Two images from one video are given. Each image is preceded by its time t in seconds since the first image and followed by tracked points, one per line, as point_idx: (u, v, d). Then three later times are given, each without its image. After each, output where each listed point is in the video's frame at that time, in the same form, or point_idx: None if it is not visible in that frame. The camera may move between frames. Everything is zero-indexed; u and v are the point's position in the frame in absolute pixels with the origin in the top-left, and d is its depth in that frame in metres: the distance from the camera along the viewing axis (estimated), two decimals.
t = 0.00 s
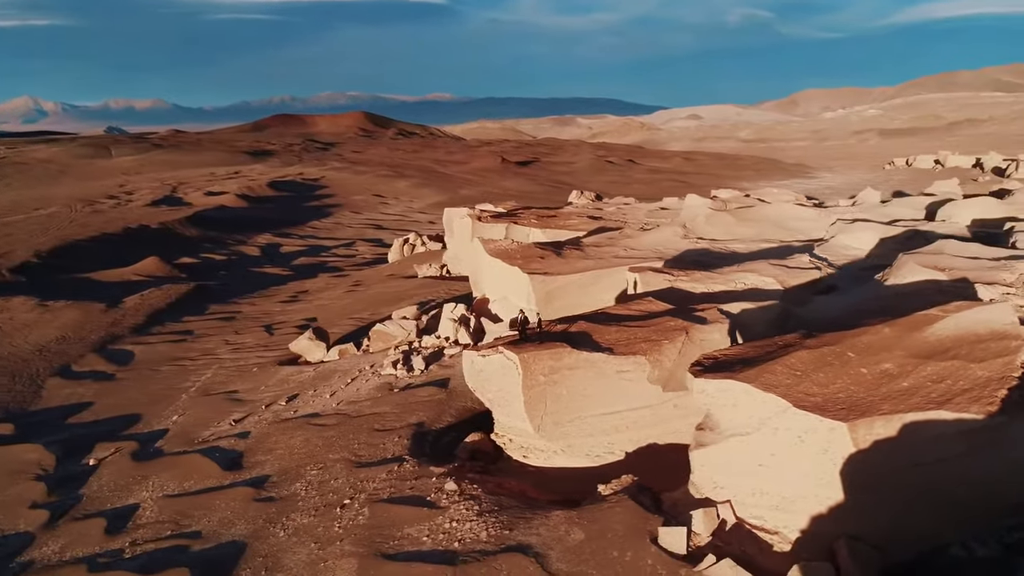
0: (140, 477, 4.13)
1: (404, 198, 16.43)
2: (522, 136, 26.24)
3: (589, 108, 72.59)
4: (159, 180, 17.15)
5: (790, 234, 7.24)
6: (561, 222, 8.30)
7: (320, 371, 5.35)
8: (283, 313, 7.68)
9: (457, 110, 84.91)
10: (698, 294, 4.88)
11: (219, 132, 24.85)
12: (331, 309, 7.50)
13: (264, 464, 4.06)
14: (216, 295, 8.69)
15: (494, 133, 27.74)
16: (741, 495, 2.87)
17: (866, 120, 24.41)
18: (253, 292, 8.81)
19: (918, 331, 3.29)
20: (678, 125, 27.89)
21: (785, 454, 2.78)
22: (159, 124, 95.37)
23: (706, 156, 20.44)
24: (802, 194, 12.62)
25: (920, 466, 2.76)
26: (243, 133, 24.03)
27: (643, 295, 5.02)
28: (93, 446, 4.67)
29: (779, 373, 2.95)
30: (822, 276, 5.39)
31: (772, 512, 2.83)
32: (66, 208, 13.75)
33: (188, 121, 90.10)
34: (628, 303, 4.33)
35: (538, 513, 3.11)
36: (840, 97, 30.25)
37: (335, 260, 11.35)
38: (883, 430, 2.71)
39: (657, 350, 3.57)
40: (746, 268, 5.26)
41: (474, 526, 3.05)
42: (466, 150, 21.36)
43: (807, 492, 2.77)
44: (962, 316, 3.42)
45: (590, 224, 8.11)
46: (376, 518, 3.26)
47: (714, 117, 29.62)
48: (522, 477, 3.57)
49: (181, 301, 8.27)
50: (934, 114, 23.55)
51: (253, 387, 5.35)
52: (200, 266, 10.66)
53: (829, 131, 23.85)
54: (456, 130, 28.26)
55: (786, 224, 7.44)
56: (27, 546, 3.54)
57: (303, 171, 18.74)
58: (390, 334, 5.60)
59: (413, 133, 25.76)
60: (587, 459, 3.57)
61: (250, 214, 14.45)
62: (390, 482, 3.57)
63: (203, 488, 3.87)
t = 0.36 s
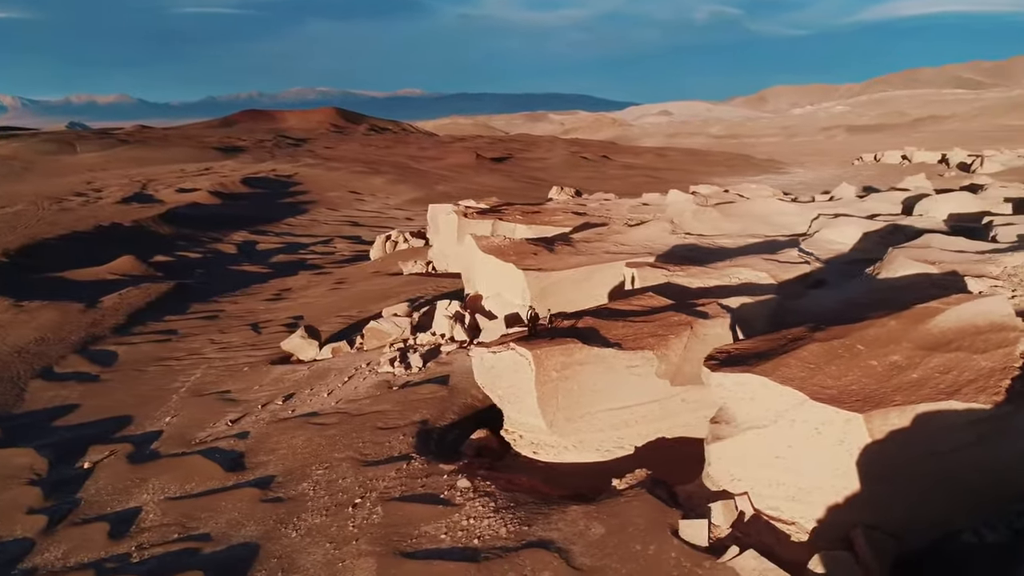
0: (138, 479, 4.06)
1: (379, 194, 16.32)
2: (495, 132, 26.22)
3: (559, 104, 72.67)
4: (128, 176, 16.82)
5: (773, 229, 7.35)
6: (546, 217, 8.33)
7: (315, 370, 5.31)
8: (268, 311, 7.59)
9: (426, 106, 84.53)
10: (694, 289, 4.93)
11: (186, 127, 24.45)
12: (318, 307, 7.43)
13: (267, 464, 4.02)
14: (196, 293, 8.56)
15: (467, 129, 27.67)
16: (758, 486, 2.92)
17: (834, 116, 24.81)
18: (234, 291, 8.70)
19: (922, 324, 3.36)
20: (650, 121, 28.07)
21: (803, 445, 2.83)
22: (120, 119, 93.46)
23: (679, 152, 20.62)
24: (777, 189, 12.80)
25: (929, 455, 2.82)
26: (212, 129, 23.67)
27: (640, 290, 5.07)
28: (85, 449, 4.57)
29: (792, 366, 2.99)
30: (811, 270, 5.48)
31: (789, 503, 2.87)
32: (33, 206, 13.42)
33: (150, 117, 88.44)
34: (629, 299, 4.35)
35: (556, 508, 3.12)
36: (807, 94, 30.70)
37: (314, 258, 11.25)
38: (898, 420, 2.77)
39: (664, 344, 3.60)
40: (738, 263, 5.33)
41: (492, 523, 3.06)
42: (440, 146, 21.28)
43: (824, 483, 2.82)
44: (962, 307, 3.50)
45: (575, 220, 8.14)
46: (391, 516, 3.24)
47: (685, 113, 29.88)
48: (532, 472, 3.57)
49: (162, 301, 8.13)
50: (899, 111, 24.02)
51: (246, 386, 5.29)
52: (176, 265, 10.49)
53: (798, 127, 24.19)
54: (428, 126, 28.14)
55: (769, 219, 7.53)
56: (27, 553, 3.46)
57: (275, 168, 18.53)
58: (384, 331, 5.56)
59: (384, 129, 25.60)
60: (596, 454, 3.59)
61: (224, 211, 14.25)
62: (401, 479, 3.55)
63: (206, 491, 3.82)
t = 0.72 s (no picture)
0: (140, 483, 4.00)
1: (356, 191, 16.20)
2: (468, 128, 26.15)
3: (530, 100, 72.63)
4: (97, 173, 16.48)
5: (759, 223, 7.44)
6: (533, 214, 8.33)
7: (311, 368, 5.26)
8: (253, 309, 7.50)
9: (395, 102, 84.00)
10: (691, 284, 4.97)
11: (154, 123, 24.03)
12: (305, 305, 7.36)
13: (272, 465, 3.98)
14: (178, 292, 8.42)
15: (440, 125, 27.56)
16: (775, 478, 2.97)
17: (804, 113, 25.16)
18: (216, 289, 8.58)
19: (926, 316, 3.42)
20: (622, 117, 28.21)
21: (820, 437, 2.89)
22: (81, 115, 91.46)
23: (653, 148, 20.75)
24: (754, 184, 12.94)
25: (938, 445, 2.87)
26: (181, 124, 23.29)
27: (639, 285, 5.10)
28: (80, 451, 4.48)
29: (807, 359, 3.04)
30: (803, 264, 5.56)
31: (806, 494, 2.93)
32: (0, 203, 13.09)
33: (111, 112, 86.83)
34: (632, 294, 4.37)
35: (574, 503, 3.13)
36: (777, 90, 31.09)
37: (294, 255, 11.13)
38: (911, 411, 2.83)
39: (673, 339, 3.63)
40: (733, 259, 5.38)
41: (512, 519, 3.06)
42: (415, 142, 21.18)
43: (840, 473, 2.88)
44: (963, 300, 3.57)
45: (562, 216, 8.16)
46: (407, 515, 3.23)
47: (657, 109, 30.09)
48: (544, 467, 3.59)
49: (143, 300, 7.99)
50: (867, 108, 24.44)
51: (241, 386, 5.22)
52: (154, 263, 10.31)
53: (768, 123, 24.50)
54: (401, 122, 27.98)
55: (755, 213, 7.60)
56: (31, 559, 3.38)
57: (248, 165, 18.29)
58: (379, 329, 5.52)
59: (358, 124, 25.41)
60: (608, 449, 3.61)
61: (198, 208, 14.04)
62: (413, 477, 3.54)
63: (212, 492, 3.77)
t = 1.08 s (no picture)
0: (142, 486, 3.93)
1: (332, 188, 16.06)
2: (443, 123, 26.06)
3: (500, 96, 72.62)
4: (66, 170, 16.13)
5: (746, 218, 7.53)
6: (520, 210, 8.33)
7: (308, 367, 5.21)
8: (240, 308, 7.40)
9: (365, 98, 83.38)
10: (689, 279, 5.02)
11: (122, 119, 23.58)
12: (293, 303, 7.28)
13: (278, 464, 3.94)
14: (160, 291, 8.29)
15: (413, 121, 27.42)
16: (792, 470, 3.01)
17: (775, 109, 25.47)
18: (199, 288, 8.45)
19: (930, 309, 3.49)
20: (596, 113, 28.33)
21: (837, 429, 2.94)
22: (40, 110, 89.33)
23: (628, 143, 20.85)
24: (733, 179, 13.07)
25: (947, 434, 2.94)
26: (150, 120, 22.89)
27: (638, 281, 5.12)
28: (76, 454, 4.40)
29: (821, 352, 3.09)
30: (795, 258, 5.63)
31: (823, 484, 2.98)
32: None
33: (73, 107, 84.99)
34: (635, 290, 4.40)
35: (592, 498, 3.15)
36: (747, 87, 31.44)
37: (274, 253, 11.01)
38: (924, 402, 2.89)
39: (682, 334, 3.66)
40: (728, 254, 5.43)
41: (531, 514, 3.07)
42: (390, 138, 21.05)
43: (857, 463, 2.93)
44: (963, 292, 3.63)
45: (549, 212, 8.17)
46: (424, 512, 3.22)
47: (629, 105, 30.27)
48: (556, 463, 3.60)
49: (125, 300, 7.85)
50: (836, 104, 24.82)
51: (236, 386, 5.16)
52: (132, 261, 10.13)
53: (740, 119, 24.76)
54: (374, 118, 27.78)
55: (741, 208, 7.68)
56: (37, 565, 3.31)
57: (222, 161, 18.05)
58: (376, 327, 5.49)
59: (331, 120, 25.18)
60: (620, 443, 3.63)
61: (173, 205, 13.81)
62: (426, 475, 3.53)
63: (219, 494, 3.72)
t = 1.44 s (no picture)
0: (145, 488, 3.87)
1: (308, 184, 15.90)
2: (416, 119, 25.92)
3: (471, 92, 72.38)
4: (32, 167, 15.76)
5: (731, 213, 7.61)
6: (506, 206, 8.33)
7: (304, 366, 5.16)
8: (225, 306, 7.31)
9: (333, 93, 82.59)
10: (685, 275, 5.06)
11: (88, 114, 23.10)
12: (280, 301, 7.20)
13: (284, 464, 3.90)
14: (140, 290, 8.15)
15: (386, 116, 27.25)
16: (807, 461, 3.06)
17: (746, 105, 25.76)
18: (180, 286, 8.33)
19: (932, 302, 3.55)
20: (569, 109, 28.40)
21: (851, 420, 3.00)
22: None
23: (604, 139, 20.94)
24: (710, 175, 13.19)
25: (954, 424, 3.01)
26: (117, 116, 22.45)
27: (635, 276, 5.14)
28: (71, 457, 4.31)
29: (833, 345, 3.14)
30: (786, 253, 5.71)
31: (837, 475, 3.03)
32: None
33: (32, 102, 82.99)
34: (637, 285, 4.43)
35: (609, 492, 3.17)
36: (718, 83, 31.76)
37: (254, 251, 10.88)
38: (934, 393, 2.96)
39: (689, 328, 3.69)
40: (722, 248, 5.48)
41: (550, 510, 3.08)
42: (365, 134, 20.89)
43: (870, 454, 2.98)
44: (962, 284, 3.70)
45: (536, 208, 8.18)
46: (440, 510, 3.22)
47: (602, 101, 30.40)
48: (567, 457, 3.61)
49: (105, 300, 7.70)
50: (806, 101, 25.17)
51: (231, 385, 5.10)
52: (108, 260, 9.95)
53: (713, 115, 25.00)
54: (346, 114, 27.55)
55: (726, 204, 7.76)
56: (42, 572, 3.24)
57: (194, 158, 17.77)
58: (371, 324, 5.46)
59: (303, 116, 24.93)
60: (630, 438, 3.65)
61: (146, 203, 13.58)
62: (437, 473, 3.52)
63: (225, 495, 3.67)
